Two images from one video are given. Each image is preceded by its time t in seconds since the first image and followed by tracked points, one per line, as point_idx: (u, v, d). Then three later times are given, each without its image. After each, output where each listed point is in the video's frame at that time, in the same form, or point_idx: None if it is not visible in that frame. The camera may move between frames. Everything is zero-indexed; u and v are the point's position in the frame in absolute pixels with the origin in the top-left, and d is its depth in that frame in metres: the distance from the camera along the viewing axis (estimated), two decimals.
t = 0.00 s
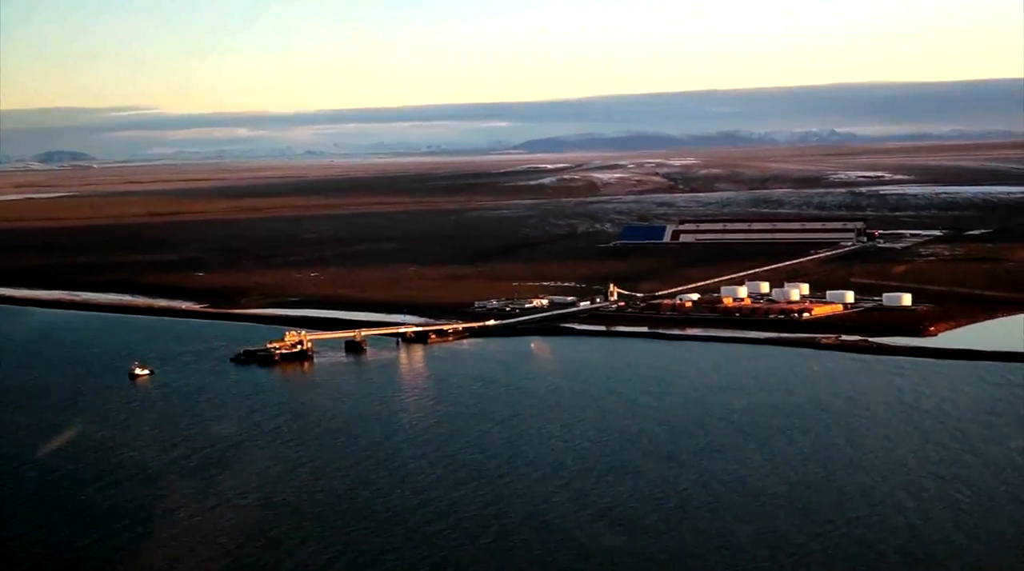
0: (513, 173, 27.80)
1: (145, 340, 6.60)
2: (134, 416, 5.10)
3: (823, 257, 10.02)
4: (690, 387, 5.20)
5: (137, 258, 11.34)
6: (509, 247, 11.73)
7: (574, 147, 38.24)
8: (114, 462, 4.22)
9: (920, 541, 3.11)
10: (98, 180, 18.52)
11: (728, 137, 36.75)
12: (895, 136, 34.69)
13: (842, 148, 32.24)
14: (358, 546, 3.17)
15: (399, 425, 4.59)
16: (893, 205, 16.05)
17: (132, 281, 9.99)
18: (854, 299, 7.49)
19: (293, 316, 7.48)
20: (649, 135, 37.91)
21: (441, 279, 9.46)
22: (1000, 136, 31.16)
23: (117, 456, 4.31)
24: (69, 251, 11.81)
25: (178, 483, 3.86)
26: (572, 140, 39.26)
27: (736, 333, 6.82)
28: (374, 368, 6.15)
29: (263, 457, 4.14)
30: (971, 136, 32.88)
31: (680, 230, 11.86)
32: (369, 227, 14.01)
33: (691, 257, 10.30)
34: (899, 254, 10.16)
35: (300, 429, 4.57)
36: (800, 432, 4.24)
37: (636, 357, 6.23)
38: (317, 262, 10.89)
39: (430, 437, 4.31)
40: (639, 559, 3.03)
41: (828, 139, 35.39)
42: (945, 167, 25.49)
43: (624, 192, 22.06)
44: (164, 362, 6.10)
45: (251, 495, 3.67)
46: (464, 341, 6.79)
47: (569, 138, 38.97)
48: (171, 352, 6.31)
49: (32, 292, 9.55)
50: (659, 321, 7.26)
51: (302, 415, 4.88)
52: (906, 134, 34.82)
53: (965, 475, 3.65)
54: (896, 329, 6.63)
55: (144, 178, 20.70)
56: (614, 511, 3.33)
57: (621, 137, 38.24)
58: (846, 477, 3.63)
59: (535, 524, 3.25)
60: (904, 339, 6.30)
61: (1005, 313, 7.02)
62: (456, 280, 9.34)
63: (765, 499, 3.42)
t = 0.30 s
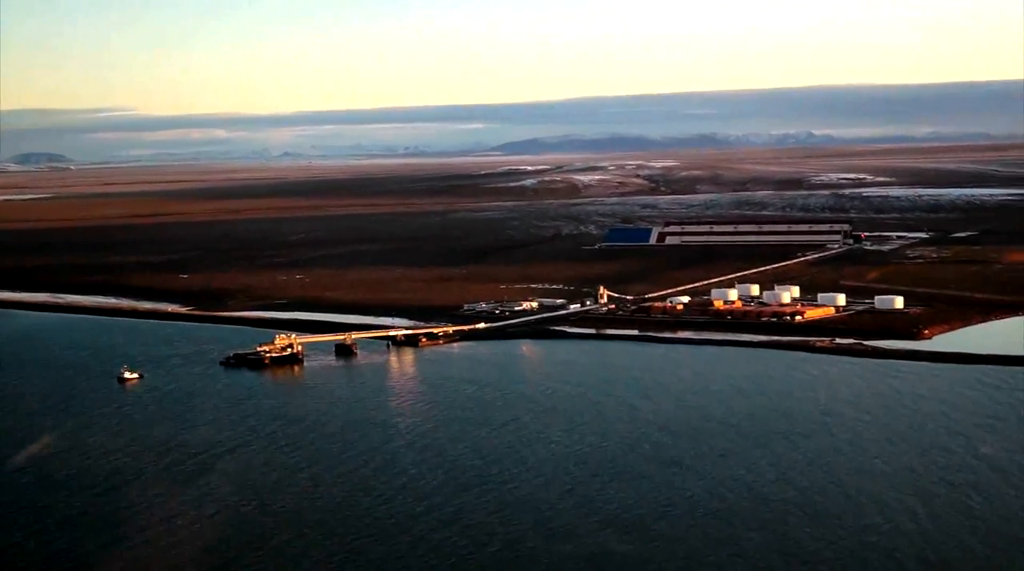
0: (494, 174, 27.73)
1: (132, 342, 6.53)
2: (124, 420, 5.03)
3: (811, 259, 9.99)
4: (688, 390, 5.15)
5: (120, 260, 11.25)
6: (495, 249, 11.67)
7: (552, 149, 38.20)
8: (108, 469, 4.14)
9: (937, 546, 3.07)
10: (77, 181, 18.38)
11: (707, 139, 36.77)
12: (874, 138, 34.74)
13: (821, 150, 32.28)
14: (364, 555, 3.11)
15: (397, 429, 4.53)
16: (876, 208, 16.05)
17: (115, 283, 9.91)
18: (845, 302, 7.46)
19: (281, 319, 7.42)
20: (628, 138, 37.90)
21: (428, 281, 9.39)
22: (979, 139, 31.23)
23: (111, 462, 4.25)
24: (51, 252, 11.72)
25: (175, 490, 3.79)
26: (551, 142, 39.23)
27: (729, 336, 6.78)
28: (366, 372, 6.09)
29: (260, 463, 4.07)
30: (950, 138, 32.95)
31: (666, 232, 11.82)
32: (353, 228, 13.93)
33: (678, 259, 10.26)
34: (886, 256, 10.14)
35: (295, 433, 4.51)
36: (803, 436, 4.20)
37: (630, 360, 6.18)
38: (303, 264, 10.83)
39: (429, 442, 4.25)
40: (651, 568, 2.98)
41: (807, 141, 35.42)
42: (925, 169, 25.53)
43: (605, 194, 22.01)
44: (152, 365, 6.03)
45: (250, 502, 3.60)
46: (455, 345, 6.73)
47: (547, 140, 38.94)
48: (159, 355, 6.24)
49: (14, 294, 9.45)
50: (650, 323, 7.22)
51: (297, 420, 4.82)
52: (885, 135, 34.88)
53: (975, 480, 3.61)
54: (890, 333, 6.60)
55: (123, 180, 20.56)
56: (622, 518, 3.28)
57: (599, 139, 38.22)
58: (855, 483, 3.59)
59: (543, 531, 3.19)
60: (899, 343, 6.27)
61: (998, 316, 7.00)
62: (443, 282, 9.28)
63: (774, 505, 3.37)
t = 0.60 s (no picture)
0: (482, 173, 27.67)
1: (127, 342, 6.47)
2: (123, 421, 4.98)
3: (806, 257, 9.96)
4: (694, 389, 5.11)
5: (110, 259, 11.17)
6: (488, 248, 11.62)
7: (539, 147, 38.16)
8: (111, 470, 4.09)
9: (960, 547, 3.03)
10: (64, 179, 18.27)
11: (694, 137, 36.76)
12: (862, 135, 34.74)
13: (809, 148, 32.30)
14: (378, 559, 3.06)
15: (402, 429, 4.48)
16: (867, 205, 16.02)
17: (107, 283, 9.83)
18: (845, 299, 7.43)
19: (277, 318, 7.36)
20: (614, 135, 37.85)
21: (421, 279, 9.34)
22: (967, 136, 31.24)
23: (112, 463, 4.20)
24: (40, 251, 11.64)
25: (179, 492, 3.74)
26: (537, 140, 39.17)
27: (729, 335, 6.74)
28: (365, 371, 6.04)
29: (266, 462, 4.02)
30: (938, 135, 32.96)
31: (659, 230, 11.78)
32: (343, 227, 13.87)
33: (673, 257, 10.22)
34: (882, 254, 10.11)
35: (298, 434, 4.46)
36: (814, 436, 4.16)
37: (631, 359, 6.14)
38: (295, 263, 10.76)
39: (435, 442, 4.21)
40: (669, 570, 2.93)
41: (794, 139, 35.41)
42: (913, 166, 25.54)
43: (594, 192, 21.97)
44: (148, 365, 5.96)
45: (257, 502, 3.55)
46: (453, 343, 6.68)
47: (533, 138, 38.90)
48: (156, 354, 6.18)
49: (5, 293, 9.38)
50: (648, 322, 7.18)
51: (299, 420, 4.76)
52: (872, 132, 34.88)
53: (992, 480, 3.57)
54: (891, 331, 6.57)
55: (111, 179, 20.45)
56: (638, 519, 3.23)
57: (586, 137, 38.20)
58: (872, 484, 3.54)
59: (559, 533, 3.15)
60: (902, 342, 6.25)
61: (999, 313, 6.97)
62: (437, 280, 9.23)
63: (792, 505, 3.33)
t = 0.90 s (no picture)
0: (470, 167, 27.59)
1: (124, 336, 6.41)
2: (123, 416, 4.93)
3: (802, 252, 9.92)
4: (699, 385, 5.07)
5: (100, 253, 11.09)
6: (480, 242, 11.56)
7: (525, 141, 38.11)
8: (113, 468, 4.03)
9: (984, 547, 2.99)
10: (50, 172, 18.15)
11: (680, 131, 36.73)
12: (850, 131, 34.73)
13: (797, 143, 32.30)
14: (394, 558, 3.01)
15: (408, 426, 4.43)
16: (859, 200, 16.00)
17: (99, 276, 9.77)
18: (844, 295, 7.40)
19: (272, 313, 7.31)
20: (602, 130, 37.80)
21: (415, 274, 9.29)
22: (955, 131, 31.25)
23: (115, 460, 4.14)
24: (30, 245, 11.56)
25: (186, 489, 3.68)
26: (524, 134, 39.11)
27: (730, 330, 6.70)
28: (365, 367, 6.00)
29: (271, 459, 3.97)
30: (926, 130, 32.98)
31: (653, 225, 11.74)
32: (334, 221, 13.81)
33: (668, 251, 10.18)
34: (877, 249, 10.08)
35: (303, 430, 4.41)
36: (827, 434, 4.13)
37: (633, 355, 6.10)
38: (287, 257, 10.70)
39: (444, 439, 4.16)
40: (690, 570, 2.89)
41: (782, 134, 35.39)
42: (902, 161, 25.54)
43: (583, 187, 21.94)
44: (145, 360, 5.91)
45: (266, 499, 3.50)
46: (452, 339, 6.64)
47: (520, 132, 38.84)
48: (153, 349, 6.12)
49: None
50: (648, 317, 7.14)
51: (302, 416, 4.71)
52: (859, 127, 34.89)
53: (1009, 480, 3.54)
54: (893, 327, 6.54)
55: (97, 173, 20.34)
56: (656, 518, 3.19)
57: (573, 132, 38.15)
58: (890, 484, 3.51)
59: (576, 532, 3.10)
60: (905, 338, 6.22)
61: (1000, 309, 6.94)
62: (432, 275, 9.18)
63: (810, 505, 3.29)
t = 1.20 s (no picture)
0: (459, 170, 27.54)
1: (119, 339, 6.35)
2: (121, 421, 4.86)
3: (797, 255, 9.88)
4: (704, 390, 5.02)
5: (91, 255, 11.02)
6: (474, 244, 11.52)
7: (512, 144, 38.06)
8: (115, 475, 3.97)
9: (1008, 555, 2.95)
10: (38, 173, 18.07)
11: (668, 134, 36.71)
12: (837, 134, 34.72)
13: (785, 146, 32.30)
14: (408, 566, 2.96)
15: (412, 431, 4.38)
16: (850, 203, 15.96)
17: (90, 278, 9.69)
18: (843, 298, 7.35)
19: (267, 315, 7.25)
20: (589, 132, 37.74)
21: (410, 277, 9.23)
22: (943, 135, 31.25)
23: (118, 466, 4.09)
24: (20, 247, 11.49)
25: (192, 495, 3.62)
26: (512, 136, 39.04)
27: (729, 334, 6.65)
28: (364, 371, 5.94)
29: (277, 465, 3.91)
30: (914, 133, 32.97)
31: (647, 228, 11.69)
32: (325, 223, 13.74)
33: (663, 254, 10.13)
34: (873, 253, 10.04)
35: (306, 435, 4.35)
36: (838, 440, 4.08)
37: (635, 359, 6.05)
38: (280, 259, 10.64)
39: (450, 444, 4.11)
40: None
41: (770, 137, 35.37)
42: (891, 165, 25.53)
43: (573, 189, 21.88)
44: (141, 364, 5.84)
45: (274, 506, 3.44)
46: (450, 342, 6.58)
47: (507, 135, 38.79)
48: (150, 352, 6.06)
49: None
50: (647, 321, 7.09)
51: (305, 421, 4.65)
52: (847, 130, 34.88)
53: None
54: (894, 331, 6.49)
55: (86, 174, 20.25)
56: (672, 526, 3.14)
57: (560, 134, 38.11)
58: (907, 491, 3.46)
59: (591, 541, 3.05)
60: (906, 343, 6.18)
61: (1000, 313, 6.90)
62: (426, 278, 9.12)
63: (827, 512, 3.24)
